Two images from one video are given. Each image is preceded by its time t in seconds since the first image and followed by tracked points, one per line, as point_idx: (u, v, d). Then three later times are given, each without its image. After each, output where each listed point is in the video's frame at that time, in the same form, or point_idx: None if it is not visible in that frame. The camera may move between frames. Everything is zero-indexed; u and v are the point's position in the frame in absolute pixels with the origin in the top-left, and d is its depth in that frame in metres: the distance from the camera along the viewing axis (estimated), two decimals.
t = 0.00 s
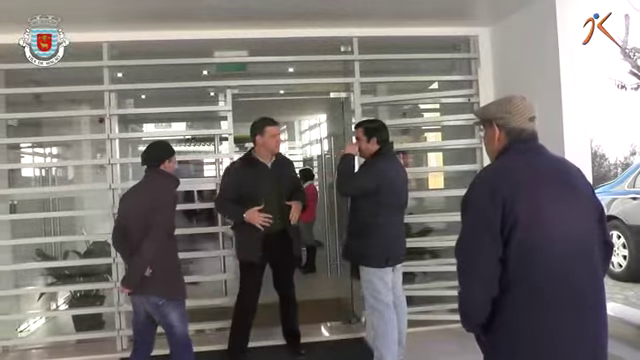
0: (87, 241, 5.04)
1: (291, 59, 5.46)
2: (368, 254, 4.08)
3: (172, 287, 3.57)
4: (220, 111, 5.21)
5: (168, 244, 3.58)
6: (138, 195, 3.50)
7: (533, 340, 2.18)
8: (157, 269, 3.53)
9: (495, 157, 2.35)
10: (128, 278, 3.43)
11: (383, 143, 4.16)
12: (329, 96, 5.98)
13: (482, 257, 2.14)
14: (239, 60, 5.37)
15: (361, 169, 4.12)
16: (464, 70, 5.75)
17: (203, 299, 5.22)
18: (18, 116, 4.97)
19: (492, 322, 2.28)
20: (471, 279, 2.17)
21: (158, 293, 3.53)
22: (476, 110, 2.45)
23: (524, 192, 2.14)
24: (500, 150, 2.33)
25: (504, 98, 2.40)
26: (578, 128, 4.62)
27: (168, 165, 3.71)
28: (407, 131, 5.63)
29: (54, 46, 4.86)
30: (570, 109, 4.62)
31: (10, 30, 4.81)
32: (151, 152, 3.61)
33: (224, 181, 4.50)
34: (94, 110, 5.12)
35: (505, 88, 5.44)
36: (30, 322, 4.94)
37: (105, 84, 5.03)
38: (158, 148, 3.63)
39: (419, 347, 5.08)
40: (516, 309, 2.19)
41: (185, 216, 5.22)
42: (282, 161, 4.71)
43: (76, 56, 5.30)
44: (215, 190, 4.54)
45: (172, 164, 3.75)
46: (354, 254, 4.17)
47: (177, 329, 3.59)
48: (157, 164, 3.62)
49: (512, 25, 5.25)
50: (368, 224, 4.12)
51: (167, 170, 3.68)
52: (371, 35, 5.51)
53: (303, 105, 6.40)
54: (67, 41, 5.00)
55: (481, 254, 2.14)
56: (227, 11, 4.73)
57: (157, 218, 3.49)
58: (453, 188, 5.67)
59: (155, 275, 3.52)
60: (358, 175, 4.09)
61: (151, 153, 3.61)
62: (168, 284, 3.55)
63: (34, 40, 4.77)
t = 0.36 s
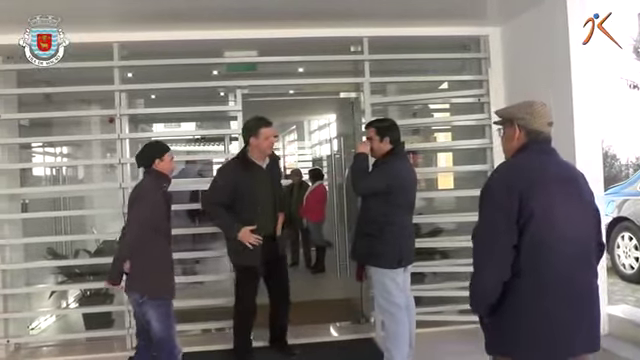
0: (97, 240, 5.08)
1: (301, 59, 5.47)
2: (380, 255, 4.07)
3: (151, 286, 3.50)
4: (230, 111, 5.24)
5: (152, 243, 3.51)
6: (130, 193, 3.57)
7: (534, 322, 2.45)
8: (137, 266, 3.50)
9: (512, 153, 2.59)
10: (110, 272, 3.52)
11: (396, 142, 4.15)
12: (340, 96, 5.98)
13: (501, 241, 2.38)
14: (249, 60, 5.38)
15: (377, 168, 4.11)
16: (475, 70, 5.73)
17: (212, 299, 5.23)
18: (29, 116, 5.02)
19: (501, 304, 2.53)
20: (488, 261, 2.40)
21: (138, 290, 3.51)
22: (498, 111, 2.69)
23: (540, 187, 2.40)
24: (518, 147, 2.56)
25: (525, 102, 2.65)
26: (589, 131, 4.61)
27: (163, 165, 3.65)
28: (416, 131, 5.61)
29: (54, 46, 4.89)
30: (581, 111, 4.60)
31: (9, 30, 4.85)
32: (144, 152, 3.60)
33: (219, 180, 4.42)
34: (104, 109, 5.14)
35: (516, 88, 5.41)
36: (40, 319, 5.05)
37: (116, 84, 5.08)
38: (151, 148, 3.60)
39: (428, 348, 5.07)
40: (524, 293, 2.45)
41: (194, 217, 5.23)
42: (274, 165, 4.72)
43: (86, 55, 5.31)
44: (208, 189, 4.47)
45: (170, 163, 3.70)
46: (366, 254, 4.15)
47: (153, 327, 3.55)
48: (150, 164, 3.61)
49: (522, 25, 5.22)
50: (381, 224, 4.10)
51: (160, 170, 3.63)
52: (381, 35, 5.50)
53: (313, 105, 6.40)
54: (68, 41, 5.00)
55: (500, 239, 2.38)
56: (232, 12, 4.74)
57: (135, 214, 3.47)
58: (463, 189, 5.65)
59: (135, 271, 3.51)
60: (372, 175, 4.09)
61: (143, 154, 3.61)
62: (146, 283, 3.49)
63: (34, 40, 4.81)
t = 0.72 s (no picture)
0: (110, 239, 5.13)
1: (314, 59, 5.47)
2: (392, 256, 4.06)
3: (156, 289, 3.53)
4: (243, 111, 5.28)
5: (158, 246, 3.53)
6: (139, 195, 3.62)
7: (537, 324, 2.38)
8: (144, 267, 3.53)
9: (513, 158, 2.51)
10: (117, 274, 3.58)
11: (407, 142, 4.14)
12: (353, 96, 5.97)
13: (505, 239, 2.34)
14: (262, 61, 5.39)
15: (388, 169, 4.10)
16: (488, 70, 5.69)
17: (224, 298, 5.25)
18: (43, 115, 5.08)
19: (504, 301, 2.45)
20: (491, 259, 2.36)
21: (144, 291, 3.53)
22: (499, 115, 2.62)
23: (547, 186, 2.35)
24: (519, 152, 2.49)
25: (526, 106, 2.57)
26: (602, 133, 4.53)
27: (174, 165, 3.65)
28: (429, 131, 5.58)
29: (53, 46, 4.98)
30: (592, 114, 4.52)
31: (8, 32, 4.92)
32: (153, 152, 3.61)
33: (229, 177, 4.45)
34: (118, 109, 5.18)
35: (530, 88, 5.36)
36: (54, 317, 5.08)
37: (129, 84, 5.16)
38: (160, 148, 3.61)
39: (440, 349, 5.05)
40: (526, 294, 2.39)
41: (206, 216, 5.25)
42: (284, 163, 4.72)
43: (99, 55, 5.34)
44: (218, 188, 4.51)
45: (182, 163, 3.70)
46: (378, 255, 4.14)
47: (151, 331, 3.59)
48: (160, 164, 3.62)
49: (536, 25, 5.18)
50: (393, 225, 4.09)
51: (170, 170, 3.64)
52: (394, 35, 5.48)
53: (326, 105, 6.40)
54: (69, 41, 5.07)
55: (505, 237, 2.33)
56: (241, 12, 4.75)
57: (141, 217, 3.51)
58: (476, 189, 5.62)
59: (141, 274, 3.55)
60: (384, 176, 4.07)
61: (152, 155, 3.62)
62: (150, 286, 3.52)
63: (34, 40, 4.91)
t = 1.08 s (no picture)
0: (122, 238, 5.20)
1: (326, 59, 5.46)
2: (404, 255, 4.04)
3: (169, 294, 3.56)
4: (255, 111, 5.30)
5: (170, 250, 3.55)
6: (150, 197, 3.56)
7: (510, 322, 2.52)
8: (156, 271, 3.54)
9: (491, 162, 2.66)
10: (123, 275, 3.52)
11: (419, 142, 4.11)
12: (364, 96, 5.95)
13: (475, 243, 2.49)
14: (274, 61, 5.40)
15: (399, 170, 4.07)
16: (500, 70, 5.66)
17: (235, 297, 5.27)
18: (56, 115, 5.13)
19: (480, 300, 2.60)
20: (463, 263, 2.52)
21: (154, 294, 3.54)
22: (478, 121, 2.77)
23: (514, 192, 2.49)
24: (495, 156, 2.64)
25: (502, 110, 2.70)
26: (615, 133, 4.44)
27: (192, 167, 3.68)
28: (441, 131, 5.54)
29: (54, 46, 4.95)
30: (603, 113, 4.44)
31: (6, 31, 4.86)
32: (171, 154, 3.63)
33: (242, 178, 4.44)
34: (130, 109, 5.21)
35: (543, 89, 5.32)
36: (66, 315, 5.17)
37: (141, 84, 5.18)
38: (179, 151, 3.62)
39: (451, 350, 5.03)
40: (498, 294, 2.53)
41: (217, 216, 5.27)
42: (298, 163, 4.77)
43: (111, 55, 5.37)
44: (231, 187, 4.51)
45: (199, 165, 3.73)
46: (388, 256, 4.13)
47: (159, 333, 3.61)
48: (176, 166, 3.65)
49: (550, 25, 5.13)
50: (403, 226, 4.07)
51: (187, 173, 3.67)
52: (406, 35, 5.45)
53: (339, 105, 6.39)
54: (70, 41, 5.05)
55: (473, 242, 2.50)
56: (250, 12, 4.75)
57: (154, 221, 3.48)
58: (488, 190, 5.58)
59: (150, 277, 3.55)
60: (395, 177, 4.06)
61: (172, 157, 3.64)
62: (160, 290, 3.54)
63: (34, 40, 4.87)
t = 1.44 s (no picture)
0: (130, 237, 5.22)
1: (334, 58, 5.45)
2: (413, 256, 4.03)
3: (180, 290, 3.57)
4: (262, 110, 5.31)
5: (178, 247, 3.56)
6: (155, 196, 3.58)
7: (503, 315, 2.64)
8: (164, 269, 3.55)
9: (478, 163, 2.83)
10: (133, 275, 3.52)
11: (430, 143, 4.09)
12: (373, 95, 5.94)
13: (466, 241, 2.63)
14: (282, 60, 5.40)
15: (409, 170, 4.06)
16: (509, 69, 5.63)
17: (243, 296, 5.28)
18: (64, 114, 5.16)
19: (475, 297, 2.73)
20: (455, 261, 2.65)
21: (165, 292, 3.55)
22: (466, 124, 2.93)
23: (502, 192, 2.63)
24: (482, 157, 2.80)
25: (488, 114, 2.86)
26: (623, 131, 4.40)
27: (193, 165, 3.68)
28: (449, 131, 5.52)
29: (53, 46, 4.97)
30: (603, 113, 4.49)
31: (6, 32, 4.89)
32: (172, 153, 3.64)
33: (252, 177, 4.43)
34: (137, 108, 5.23)
35: (551, 88, 5.28)
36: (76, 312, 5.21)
37: (149, 83, 5.20)
38: (179, 149, 3.63)
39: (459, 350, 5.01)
40: (490, 288, 2.66)
41: (225, 215, 5.28)
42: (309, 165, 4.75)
43: (118, 55, 5.39)
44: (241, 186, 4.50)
45: (201, 163, 3.73)
46: (398, 255, 4.12)
47: (168, 332, 3.62)
48: (177, 163, 3.66)
49: (558, 23, 5.09)
50: (413, 226, 4.05)
51: (188, 170, 3.66)
52: (414, 34, 5.43)
53: (348, 104, 6.38)
54: (69, 41, 5.07)
55: (463, 240, 2.63)
56: (255, 11, 4.75)
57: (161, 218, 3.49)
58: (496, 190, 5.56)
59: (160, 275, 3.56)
60: (405, 177, 4.04)
61: (173, 154, 3.64)
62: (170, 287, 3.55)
63: (34, 40, 4.88)
